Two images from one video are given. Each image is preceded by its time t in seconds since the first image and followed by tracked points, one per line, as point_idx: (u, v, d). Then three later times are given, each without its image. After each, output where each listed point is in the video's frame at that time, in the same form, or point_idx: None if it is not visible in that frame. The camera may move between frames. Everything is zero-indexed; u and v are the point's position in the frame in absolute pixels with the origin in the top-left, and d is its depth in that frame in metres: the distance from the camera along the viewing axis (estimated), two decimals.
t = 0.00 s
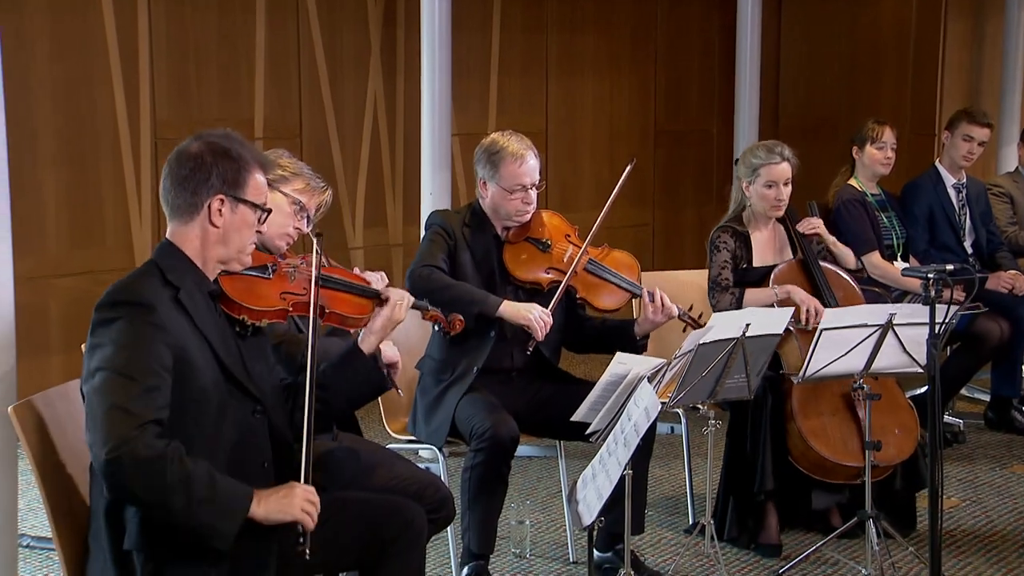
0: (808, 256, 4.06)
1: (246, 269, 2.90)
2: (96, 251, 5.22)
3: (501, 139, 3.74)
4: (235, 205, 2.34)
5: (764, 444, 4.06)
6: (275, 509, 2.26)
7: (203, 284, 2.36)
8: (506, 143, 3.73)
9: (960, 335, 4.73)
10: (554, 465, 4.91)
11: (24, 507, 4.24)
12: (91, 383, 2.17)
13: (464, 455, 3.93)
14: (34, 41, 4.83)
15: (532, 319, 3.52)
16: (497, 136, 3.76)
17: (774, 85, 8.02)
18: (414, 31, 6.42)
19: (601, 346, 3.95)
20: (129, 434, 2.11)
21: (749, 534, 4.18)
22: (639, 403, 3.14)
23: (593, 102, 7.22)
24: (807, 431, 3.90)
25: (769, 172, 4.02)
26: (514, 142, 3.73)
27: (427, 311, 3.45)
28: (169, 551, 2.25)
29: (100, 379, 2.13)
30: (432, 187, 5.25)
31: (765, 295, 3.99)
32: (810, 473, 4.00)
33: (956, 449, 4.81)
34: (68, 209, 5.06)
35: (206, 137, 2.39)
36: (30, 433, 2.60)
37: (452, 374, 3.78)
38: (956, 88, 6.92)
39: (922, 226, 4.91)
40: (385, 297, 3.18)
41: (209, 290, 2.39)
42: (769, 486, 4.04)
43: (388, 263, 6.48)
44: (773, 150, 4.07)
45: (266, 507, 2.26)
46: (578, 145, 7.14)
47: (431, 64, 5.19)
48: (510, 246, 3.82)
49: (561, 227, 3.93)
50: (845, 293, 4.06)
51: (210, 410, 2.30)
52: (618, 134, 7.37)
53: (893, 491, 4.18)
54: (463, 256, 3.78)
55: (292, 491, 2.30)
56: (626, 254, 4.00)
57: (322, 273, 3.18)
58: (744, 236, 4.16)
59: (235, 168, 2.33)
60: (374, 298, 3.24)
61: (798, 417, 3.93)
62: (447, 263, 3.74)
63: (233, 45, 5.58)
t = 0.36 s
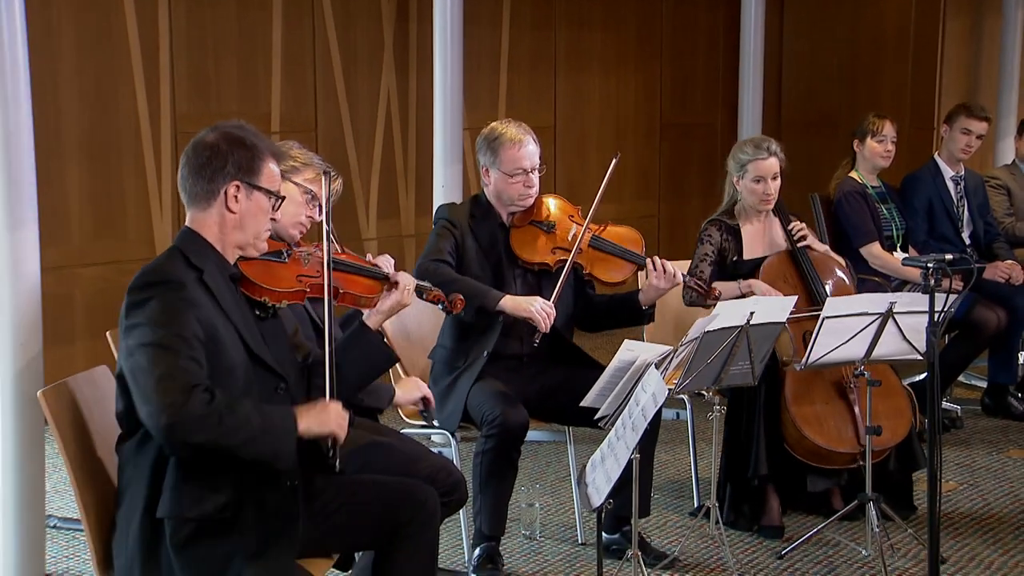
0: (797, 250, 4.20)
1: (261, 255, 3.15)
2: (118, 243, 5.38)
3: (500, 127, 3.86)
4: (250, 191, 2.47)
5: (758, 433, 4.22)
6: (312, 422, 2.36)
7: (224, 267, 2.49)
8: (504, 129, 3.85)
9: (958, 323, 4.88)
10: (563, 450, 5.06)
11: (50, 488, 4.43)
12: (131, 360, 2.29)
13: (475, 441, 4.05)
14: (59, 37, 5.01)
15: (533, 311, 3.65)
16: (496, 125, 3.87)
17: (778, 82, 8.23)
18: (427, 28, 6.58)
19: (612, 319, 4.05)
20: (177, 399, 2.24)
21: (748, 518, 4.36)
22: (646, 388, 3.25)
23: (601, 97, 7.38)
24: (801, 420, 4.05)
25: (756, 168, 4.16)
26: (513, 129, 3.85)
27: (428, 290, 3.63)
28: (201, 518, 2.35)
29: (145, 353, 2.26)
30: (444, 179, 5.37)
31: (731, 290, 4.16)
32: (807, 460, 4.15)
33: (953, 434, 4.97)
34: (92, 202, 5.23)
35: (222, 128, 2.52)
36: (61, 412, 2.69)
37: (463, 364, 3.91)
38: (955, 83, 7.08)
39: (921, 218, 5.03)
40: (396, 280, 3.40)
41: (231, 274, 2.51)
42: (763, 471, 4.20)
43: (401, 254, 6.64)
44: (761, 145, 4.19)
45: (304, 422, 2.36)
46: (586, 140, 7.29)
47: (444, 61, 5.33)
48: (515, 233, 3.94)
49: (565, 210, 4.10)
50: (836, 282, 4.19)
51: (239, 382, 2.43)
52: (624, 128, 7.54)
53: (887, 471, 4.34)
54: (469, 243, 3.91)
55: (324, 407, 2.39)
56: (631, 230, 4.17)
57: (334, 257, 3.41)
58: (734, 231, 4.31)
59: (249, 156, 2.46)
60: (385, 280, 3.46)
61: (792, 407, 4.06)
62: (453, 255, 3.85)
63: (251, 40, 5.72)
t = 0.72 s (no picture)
0: (796, 247, 4.32)
1: (284, 249, 3.32)
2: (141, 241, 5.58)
3: (512, 129, 3.99)
4: (273, 187, 2.59)
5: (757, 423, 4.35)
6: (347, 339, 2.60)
7: (250, 260, 2.60)
8: (517, 130, 3.99)
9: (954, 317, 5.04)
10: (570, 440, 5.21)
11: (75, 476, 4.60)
12: (189, 344, 2.41)
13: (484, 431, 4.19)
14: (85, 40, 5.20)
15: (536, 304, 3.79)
16: (510, 125, 4.01)
17: (778, 83, 8.38)
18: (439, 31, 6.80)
19: (616, 317, 4.18)
20: (249, 363, 2.38)
21: (749, 505, 4.51)
22: (653, 380, 3.35)
23: (606, 97, 7.58)
24: (800, 411, 4.18)
25: (748, 161, 4.29)
26: (524, 130, 3.98)
27: (445, 278, 3.77)
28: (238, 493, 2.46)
29: (204, 333, 2.39)
30: (455, 176, 5.52)
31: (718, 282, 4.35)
32: (807, 451, 4.25)
33: (948, 424, 5.13)
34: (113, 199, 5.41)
35: (247, 127, 2.65)
36: (89, 408, 2.81)
37: (474, 357, 4.04)
38: (951, 84, 7.26)
39: (919, 215, 5.19)
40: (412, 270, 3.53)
41: (256, 265, 2.63)
42: (763, 460, 4.34)
43: (413, 250, 6.85)
44: (751, 141, 4.33)
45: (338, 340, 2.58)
46: (591, 139, 7.47)
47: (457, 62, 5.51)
48: (524, 231, 4.06)
49: (572, 209, 4.18)
50: (835, 276, 4.35)
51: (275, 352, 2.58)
52: (628, 128, 7.76)
53: (885, 458, 4.44)
54: (479, 241, 4.04)
55: (347, 327, 2.63)
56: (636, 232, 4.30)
57: (352, 249, 3.56)
58: (731, 227, 4.44)
59: (272, 154, 2.59)
60: (403, 271, 3.60)
61: (790, 399, 4.19)
62: (463, 253, 3.98)
63: (269, 42, 5.90)
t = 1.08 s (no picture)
0: (794, 244, 4.43)
1: (305, 243, 3.24)
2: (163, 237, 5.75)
3: (534, 128, 4.11)
4: (296, 185, 2.65)
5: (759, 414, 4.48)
6: (372, 269, 2.77)
7: (273, 252, 2.67)
8: (537, 131, 4.11)
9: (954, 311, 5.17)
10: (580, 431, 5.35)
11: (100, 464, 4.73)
12: (236, 332, 2.51)
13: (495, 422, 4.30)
14: (109, 42, 5.35)
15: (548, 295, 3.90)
16: (531, 126, 4.14)
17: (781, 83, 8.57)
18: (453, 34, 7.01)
19: (625, 315, 4.31)
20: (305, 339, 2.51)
21: (754, 493, 4.61)
22: (663, 371, 3.43)
23: (615, 97, 7.73)
24: (801, 403, 4.31)
25: (754, 166, 4.38)
26: (545, 131, 4.09)
27: (462, 270, 3.87)
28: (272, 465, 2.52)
29: (253, 320, 2.49)
30: (467, 174, 5.65)
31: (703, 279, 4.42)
32: (809, 442, 4.39)
33: (948, 415, 5.26)
34: (134, 197, 5.57)
35: (272, 125, 2.70)
36: (123, 402, 2.88)
37: (488, 349, 4.15)
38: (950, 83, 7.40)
39: (919, 211, 5.31)
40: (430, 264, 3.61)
41: (278, 258, 2.69)
42: (766, 450, 4.48)
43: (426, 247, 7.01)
44: (756, 144, 4.40)
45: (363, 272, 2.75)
46: (600, 139, 7.63)
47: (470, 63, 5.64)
48: (539, 228, 4.18)
49: (584, 207, 4.30)
50: (834, 275, 4.45)
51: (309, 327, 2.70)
52: (637, 127, 7.91)
53: (885, 447, 4.60)
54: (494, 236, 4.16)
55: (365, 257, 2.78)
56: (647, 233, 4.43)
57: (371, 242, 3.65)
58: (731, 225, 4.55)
59: (295, 152, 2.64)
60: (420, 265, 3.67)
61: (791, 391, 4.32)
62: (479, 247, 4.10)
63: (287, 44, 6.12)
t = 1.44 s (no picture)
0: (796, 239, 4.58)
1: (329, 240, 3.53)
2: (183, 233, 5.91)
3: (545, 126, 4.25)
4: (320, 184, 2.77)
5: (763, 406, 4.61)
6: (391, 292, 2.90)
7: (296, 249, 2.77)
8: (548, 129, 4.24)
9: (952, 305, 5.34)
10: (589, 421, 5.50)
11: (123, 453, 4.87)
12: (252, 329, 2.59)
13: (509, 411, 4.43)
14: (133, 44, 5.50)
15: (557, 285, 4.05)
16: (541, 123, 4.27)
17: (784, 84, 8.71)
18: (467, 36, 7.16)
19: (636, 305, 4.45)
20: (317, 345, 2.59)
21: (757, 481, 4.75)
22: (670, 362, 3.51)
23: (622, 98, 7.90)
24: (804, 394, 4.46)
25: (764, 167, 4.53)
26: (556, 128, 4.22)
27: (477, 267, 4.02)
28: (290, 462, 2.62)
29: (270, 320, 2.57)
30: (479, 172, 5.80)
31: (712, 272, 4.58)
32: (811, 431, 4.55)
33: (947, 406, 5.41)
34: (155, 194, 5.71)
35: (297, 125, 2.82)
36: (150, 393, 2.88)
37: (502, 340, 4.27)
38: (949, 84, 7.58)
39: (918, 207, 5.47)
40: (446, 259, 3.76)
41: (301, 255, 2.80)
42: (768, 440, 4.60)
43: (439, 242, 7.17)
44: (767, 146, 4.55)
45: (382, 294, 2.88)
46: (608, 140, 7.79)
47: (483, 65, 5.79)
48: (550, 222, 4.33)
49: (595, 202, 4.45)
50: (835, 269, 4.56)
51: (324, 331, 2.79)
52: (643, 127, 8.07)
53: (887, 436, 4.75)
54: (506, 232, 4.30)
55: (387, 278, 2.91)
56: (655, 224, 4.58)
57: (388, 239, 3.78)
58: (737, 222, 4.70)
59: (320, 152, 2.76)
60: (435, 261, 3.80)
61: (795, 382, 4.47)
62: (493, 242, 4.24)
63: (304, 46, 6.29)
